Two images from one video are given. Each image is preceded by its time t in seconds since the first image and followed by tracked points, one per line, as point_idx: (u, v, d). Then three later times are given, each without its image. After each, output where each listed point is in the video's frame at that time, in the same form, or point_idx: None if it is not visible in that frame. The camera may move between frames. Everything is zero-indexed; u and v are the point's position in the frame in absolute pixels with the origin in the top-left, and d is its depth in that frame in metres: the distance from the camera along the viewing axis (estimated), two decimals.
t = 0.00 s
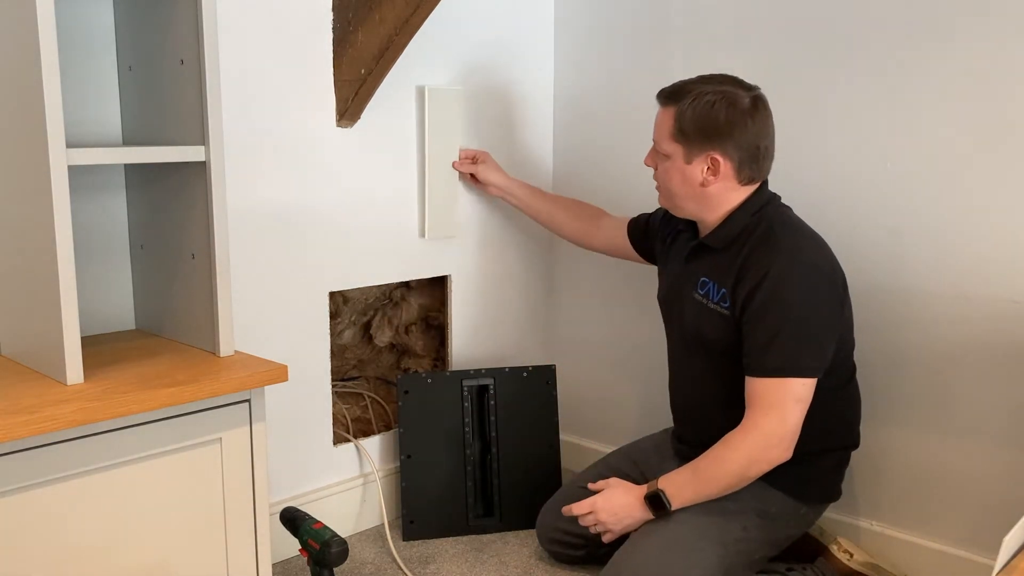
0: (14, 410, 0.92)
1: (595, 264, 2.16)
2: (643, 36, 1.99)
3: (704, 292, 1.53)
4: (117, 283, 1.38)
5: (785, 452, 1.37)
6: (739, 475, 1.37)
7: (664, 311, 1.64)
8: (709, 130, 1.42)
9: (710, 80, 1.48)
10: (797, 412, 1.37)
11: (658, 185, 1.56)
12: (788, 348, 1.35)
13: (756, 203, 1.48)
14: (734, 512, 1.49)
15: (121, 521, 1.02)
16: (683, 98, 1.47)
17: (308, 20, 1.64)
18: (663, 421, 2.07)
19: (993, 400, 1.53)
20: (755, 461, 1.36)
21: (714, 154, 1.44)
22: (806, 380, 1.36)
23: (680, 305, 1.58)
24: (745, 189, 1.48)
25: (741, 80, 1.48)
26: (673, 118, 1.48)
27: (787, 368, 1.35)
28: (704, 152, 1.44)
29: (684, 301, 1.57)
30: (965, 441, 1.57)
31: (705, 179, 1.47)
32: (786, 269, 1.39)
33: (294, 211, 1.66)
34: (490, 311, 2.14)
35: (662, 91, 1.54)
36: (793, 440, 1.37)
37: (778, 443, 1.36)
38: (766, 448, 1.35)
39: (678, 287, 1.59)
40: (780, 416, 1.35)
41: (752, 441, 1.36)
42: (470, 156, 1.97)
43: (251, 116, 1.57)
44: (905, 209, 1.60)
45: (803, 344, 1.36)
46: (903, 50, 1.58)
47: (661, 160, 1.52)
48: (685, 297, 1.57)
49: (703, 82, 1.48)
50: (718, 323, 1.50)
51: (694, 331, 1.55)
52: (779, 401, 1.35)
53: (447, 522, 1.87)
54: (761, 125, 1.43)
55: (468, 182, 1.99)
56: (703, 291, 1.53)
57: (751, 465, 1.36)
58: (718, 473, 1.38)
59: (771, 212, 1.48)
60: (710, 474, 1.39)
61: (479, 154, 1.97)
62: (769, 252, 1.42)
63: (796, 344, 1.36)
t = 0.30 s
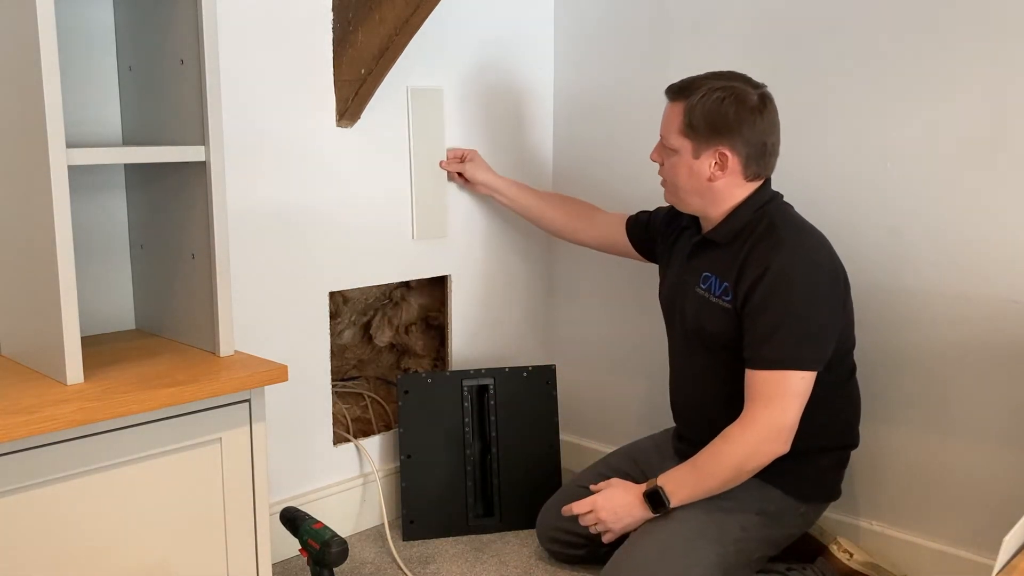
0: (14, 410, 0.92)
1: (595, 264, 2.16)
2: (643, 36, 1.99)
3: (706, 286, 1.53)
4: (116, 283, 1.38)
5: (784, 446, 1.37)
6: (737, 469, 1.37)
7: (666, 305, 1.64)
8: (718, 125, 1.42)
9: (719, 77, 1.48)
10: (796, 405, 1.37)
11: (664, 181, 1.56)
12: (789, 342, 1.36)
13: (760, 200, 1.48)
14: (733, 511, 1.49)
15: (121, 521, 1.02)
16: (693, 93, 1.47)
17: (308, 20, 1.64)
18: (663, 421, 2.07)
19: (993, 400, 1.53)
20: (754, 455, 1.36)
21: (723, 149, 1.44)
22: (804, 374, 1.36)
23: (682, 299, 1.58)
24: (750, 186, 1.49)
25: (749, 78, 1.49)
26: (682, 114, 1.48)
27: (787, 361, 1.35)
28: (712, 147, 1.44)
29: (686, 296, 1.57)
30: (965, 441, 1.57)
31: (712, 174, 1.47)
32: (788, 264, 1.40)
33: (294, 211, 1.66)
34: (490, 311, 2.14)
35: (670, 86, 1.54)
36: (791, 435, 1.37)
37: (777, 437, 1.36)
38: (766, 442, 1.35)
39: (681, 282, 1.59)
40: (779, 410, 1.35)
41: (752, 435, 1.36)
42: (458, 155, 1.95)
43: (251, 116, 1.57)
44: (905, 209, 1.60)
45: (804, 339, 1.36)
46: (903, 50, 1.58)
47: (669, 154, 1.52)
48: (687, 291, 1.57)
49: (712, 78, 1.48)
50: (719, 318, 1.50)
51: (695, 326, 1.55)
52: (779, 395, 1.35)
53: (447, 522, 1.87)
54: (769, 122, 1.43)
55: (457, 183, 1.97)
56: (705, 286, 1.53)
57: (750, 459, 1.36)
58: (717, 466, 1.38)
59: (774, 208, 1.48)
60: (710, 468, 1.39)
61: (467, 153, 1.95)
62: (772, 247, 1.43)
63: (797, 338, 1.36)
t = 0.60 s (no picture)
0: (14, 410, 0.92)
1: (595, 264, 2.16)
2: (643, 36, 1.99)
3: (707, 284, 1.53)
4: (117, 283, 1.38)
5: (784, 443, 1.37)
6: (736, 465, 1.37)
7: (668, 304, 1.63)
8: (721, 123, 1.42)
9: (721, 76, 1.48)
10: (797, 402, 1.37)
11: (666, 179, 1.56)
12: (790, 339, 1.36)
13: (761, 198, 1.48)
14: (733, 511, 1.49)
15: (121, 521, 1.02)
16: (695, 92, 1.47)
17: (308, 20, 1.64)
18: (663, 421, 2.07)
19: (993, 400, 1.53)
20: (754, 452, 1.36)
21: (725, 147, 1.44)
22: (804, 372, 1.36)
23: (684, 298, 1.58)
24: (751, 184, 1.49)
25: (750, 76, 1.49)
26: (685, 112, 1.48)
27: (787, 358, 1.35)
28: (715, 145, 1.44)
29: (687, 294, 1.57)
30: (965, 441, 1.58)
31: (715, 172, 1.46)
32: (788, 262, 1.40)
33: (294, 211, 1.66)
34: (490, 311, 2.14)
35: (672, 85, 1.54)
36: (791, 432, 1.37)
37: (777, 434, 1.35)
38: (765, 439, 1.35)
39: (682, 280, 1.59)
40: (779, 407, 1.35)
41: (751, 431, 1.35)
42: (456, 154, 1.95)
43: (250, 116, 1.57)
44: (905, 208, 1.60)
45: (805, 336, 1.36)
46: (903, 50, 1.58)
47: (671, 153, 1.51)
48: (688, 289, 1.57)
49: (713, 78, 1.49)
50: (720, 316, 1.50)
51: (696, 324, 1.55)
52: (779, 392, 1.35)
53: (447, 522, 1.87)
54: (770, 121, 1.44)
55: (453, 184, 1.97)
56: (706, 283, 1.53)
57: (750, 456, 1.36)
58: (716, 463, 1.38)
59: (776, 207, 1.48)
60: (710, 464, 1.39)
61: (466, 153, 1.95)
62: (773, 245, 1.43)
63: (798, 335, 1.36)
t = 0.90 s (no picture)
0: (14, 410, 0.92)
1: (595, 264, 2.16)
2: (643, 37, 1.99)
3: (707, 285, 1.53)
4: (116, 283, 1.38)
5: (784, 443, 1.36)
6: (736, 465, 1.37)
7: (668, 304, 1.64)
8: (721, 123, 1.42)
9: (720, 75, 1.48)
10: (797, 402, 1.37)
11: (667, 180, 1.56)
12: (790, 339, 1.36)
13: (761, 198, 1.48)
14: (733, 511, 1.49)
15: (121, 522, 1.02)
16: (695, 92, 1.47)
17: (308, 20, 1.64)
18: (663, 421, 2.07)
19: (993, 400, 1.53)
20: (755, 451, 1.36)
21: (724, 147, 1.44)
22: (804, 372, 1.36)
23: (684, 298, 1.58)
24: (751, 184, 1.49)
25: (749, 76, 1.49)
26: (686, 113, 1.47)
27: (787, 358, 1.35)
28: (715, 145, 1.44)
29: (687, 295, 1.57)
30: (964, 441, 1.58)
31: (715, 172, 1.46)
32: (789, 262, 1.40)
33: (294, 211, 1.66)
34: (490, 311, 2.13)
35: (671, 86, 1.54)
36: (791, 432, 1.37)
37: (777, 434, 1.35)
38: (765, 438, 1.35)
39: (682, 280, 1.59)
40: (779, 407, 1.35)
41: (752, 431, 1.35)
42: (454, 152, 1.95)
43: (250, 116, 1.57)
44: (905, 208, 1.61)
45: (804, 336, 1.36)
46: (903, 50, 1.58)
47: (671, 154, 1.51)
48: (689, 289, 1.57)
49: (713, 78, 1.49)
50: (721, 316, 1.50)
51: (697, 325, 1.55)
52: (779, 392, 1.35)
53: (447, 522, 1.87)
54: (769, 121, 1.44)
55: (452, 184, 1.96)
56: (707, 284, 1.53)
57: (750, 455, 1.36)
58: (717, 462, 1.38)
59: (777, 207, 1.48)
60: (710, 464, 1.39)
61: (462, 150, 1.95)
62: (774, 245, 1.43)
63: (799, 335, 1.36)
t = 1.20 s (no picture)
0: (14, 410, 0.92)
1: (595, 264, 2.16)
2: (643, 37, 1.99)
3: (707, 284, 1.53)
4: (116, 283, 1.38)
5: (784, 443, 1.36)
6: (736, 464, 1.37)
7: (668, 303, 1.64)
8: (722, 122, 1.42)
9: (721, 75, 1.48)
10: (797, 401, 1.37)
11: (667, 180, 1.56)
12: (790, 338, 1.36)
13: (761, 197, 1.48)
14: (733, 511, 1.49)
15: (121, 522, 1.02)
16: (695, 91, 1.47)
17: (308, 20, 1.64)
18: (663, 422, 2.07)
19: (993, 400, 1.53)
20: (755, 450, 1.36)
21: (725, 146, 1.43)
22: (805, 371, 1.36)
23: (684, 297, 1.58)
24: (751, 184, 1.49)
25: (750, 76, 1.49)
26: (686, 112, 1.47)
27: (787, 357, 1.35)
28: (716, 144, 1.44)
29: (688, 294, 1.57)
30: (965, 441, 1.57)
31: (716, 171, 1.46)
32: (789, 261, 1.40)
33: (294, 211, 1.66)
34: (490, 311, 2.13)
35: (671, 86, 1.54)
36: (791, 431, 1.37)
37: (778, 433, 1.36)
38: (766, 437, 1.35)
39: (682, 279, 1.59)
40: (779, 406, 1.35)
41: (752, 430, 1.35)
42: (454, 151, 1.95)
43: (250, 117, 1.57)
44: (905, 208, 1.61)
45: (805, 335, 1.36)
46: (903, 49, 1.58)
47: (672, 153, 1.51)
48: (689, 289, 1.57)
49: (713, 78, 1.49)
50: (721, 314, 1.50)
51: (697, 324, 1.55)
52: (779, 390, 1.35)
53: (447, 522, 1.87)
54: (769, 120, 1.44)
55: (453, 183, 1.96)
56: (707, 283, 1.53)
57: (750, 455, 1.36)
58: (718, 462, 1.38)
59: (777, 206, 1.48)
60: (710, 463, 1.39)
61: (462, 149, 1.94)
62: (774, 244, 1.43)
63: (799, 334, 1.36)
